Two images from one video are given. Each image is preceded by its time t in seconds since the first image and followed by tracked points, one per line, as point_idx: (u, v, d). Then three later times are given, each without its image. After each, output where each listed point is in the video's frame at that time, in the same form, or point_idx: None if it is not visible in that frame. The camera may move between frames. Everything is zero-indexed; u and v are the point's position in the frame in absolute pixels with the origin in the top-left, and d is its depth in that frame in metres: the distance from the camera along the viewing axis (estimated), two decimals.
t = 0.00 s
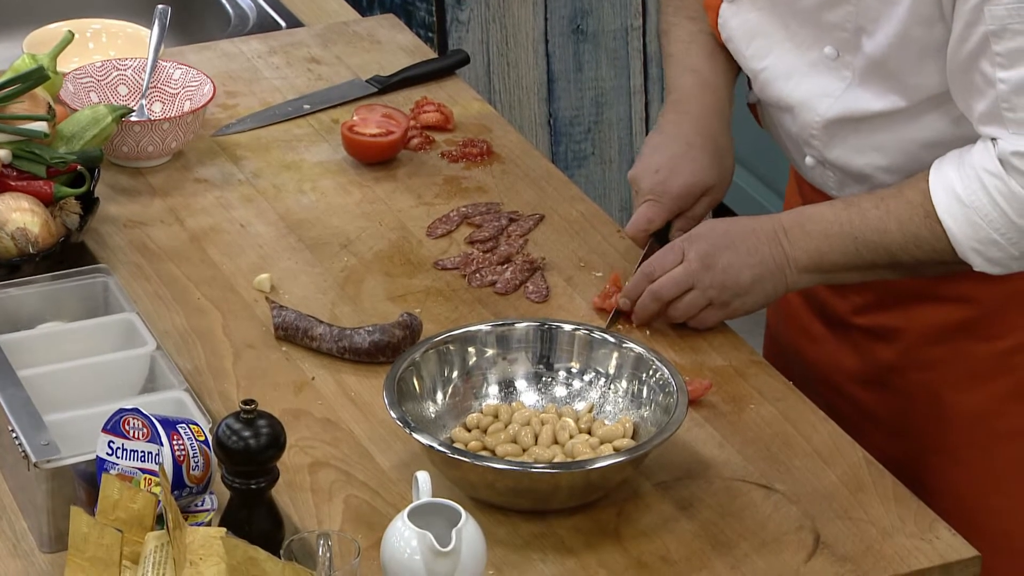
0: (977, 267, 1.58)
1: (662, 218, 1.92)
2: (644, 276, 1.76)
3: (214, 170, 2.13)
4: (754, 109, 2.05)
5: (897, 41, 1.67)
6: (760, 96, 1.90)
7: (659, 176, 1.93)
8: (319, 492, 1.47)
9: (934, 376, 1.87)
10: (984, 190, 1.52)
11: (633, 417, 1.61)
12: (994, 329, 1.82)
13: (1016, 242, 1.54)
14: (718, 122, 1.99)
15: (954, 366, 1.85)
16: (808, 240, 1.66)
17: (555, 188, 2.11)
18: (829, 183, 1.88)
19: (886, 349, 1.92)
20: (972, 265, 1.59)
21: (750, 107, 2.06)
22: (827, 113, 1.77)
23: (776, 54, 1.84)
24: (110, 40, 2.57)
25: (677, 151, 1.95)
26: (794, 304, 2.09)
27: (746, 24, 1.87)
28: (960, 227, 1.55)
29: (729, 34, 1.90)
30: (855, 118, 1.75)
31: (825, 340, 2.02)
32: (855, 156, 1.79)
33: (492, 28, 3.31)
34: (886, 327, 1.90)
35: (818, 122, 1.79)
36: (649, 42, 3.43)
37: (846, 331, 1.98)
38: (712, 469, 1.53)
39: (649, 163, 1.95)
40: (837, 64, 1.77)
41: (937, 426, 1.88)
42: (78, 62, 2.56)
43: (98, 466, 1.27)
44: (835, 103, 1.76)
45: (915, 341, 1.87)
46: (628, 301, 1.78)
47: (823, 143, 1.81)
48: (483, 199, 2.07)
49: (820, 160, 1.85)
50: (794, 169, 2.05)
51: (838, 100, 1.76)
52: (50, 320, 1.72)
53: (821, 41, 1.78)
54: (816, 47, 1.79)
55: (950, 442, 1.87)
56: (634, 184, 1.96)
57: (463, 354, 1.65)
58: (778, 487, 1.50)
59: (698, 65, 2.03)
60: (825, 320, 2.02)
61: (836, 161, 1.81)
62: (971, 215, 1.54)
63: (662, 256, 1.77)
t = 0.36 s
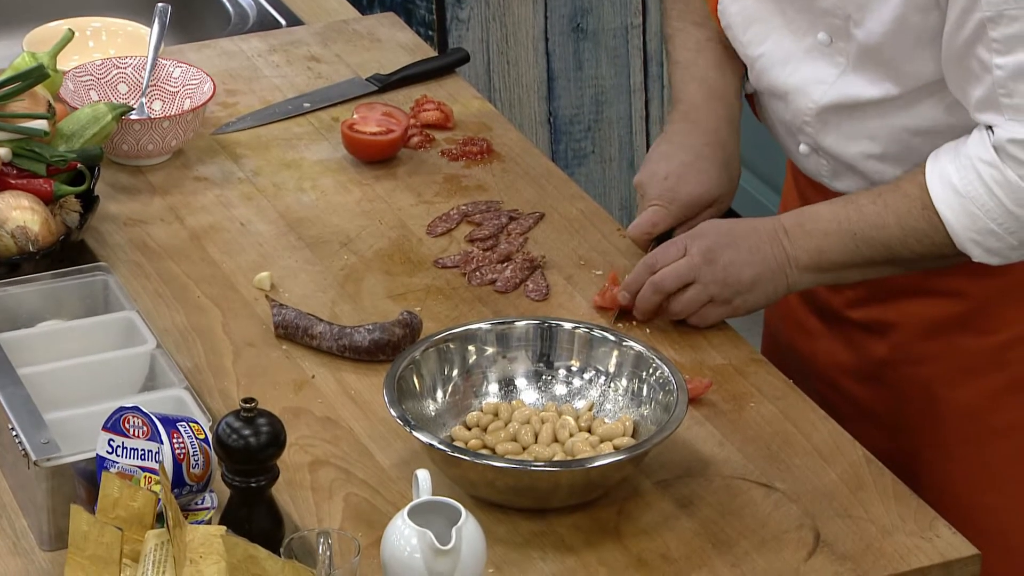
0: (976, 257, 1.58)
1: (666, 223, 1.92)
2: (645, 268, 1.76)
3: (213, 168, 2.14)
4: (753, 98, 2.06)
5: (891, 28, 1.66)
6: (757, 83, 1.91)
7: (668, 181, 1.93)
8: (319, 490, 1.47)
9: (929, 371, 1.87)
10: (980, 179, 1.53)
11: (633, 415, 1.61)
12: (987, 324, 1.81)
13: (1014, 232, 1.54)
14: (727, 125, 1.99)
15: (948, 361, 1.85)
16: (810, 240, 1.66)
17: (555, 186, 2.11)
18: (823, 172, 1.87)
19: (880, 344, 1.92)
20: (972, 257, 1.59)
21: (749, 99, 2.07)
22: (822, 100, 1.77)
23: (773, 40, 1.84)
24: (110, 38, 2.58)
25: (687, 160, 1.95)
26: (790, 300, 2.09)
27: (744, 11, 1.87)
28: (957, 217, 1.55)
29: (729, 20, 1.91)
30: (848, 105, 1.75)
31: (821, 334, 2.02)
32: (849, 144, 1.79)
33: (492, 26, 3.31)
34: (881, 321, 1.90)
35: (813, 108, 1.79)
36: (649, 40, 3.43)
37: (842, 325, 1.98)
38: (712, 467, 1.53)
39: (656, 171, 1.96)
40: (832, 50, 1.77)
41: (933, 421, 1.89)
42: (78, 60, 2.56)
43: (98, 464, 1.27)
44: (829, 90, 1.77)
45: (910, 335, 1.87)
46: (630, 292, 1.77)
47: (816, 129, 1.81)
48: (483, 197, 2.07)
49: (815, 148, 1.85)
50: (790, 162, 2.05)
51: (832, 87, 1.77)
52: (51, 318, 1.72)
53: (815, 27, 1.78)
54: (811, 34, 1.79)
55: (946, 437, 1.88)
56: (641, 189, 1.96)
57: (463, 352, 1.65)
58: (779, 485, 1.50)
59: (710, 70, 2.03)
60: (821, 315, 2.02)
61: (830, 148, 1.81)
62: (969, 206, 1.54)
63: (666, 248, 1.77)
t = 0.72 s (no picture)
0: (984, 256, 1.57)
1: (678, 174, 1.95)
2: (648, 275, 1.76)
3: (213, 167, 2.14)
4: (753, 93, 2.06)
5: (891, 25, 1.66)
6: (757, 80, 1.91)
7: (676, 134, 1.96)
8: (319, 490, 1.47)
9: (928, 368, 1.88)
10: (990, 177, 1.51)
11: (633, 414, 1.61)
12: (986, 321, 1.81)
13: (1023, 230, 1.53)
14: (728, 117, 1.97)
15: (946, 358, 1.85)
16: (813, 237, 1.66)
17: (556, 185, 2.11)
18: (820, 168, 1.88)
19: (879, 341, 1.92)
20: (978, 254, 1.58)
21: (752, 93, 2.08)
22: (821, 97, 1.77)
23: (773, 37, 1.84)
24: (110, 38, 2.58)
25: (695, 112, 1.98)
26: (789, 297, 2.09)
27: (745, 8, 1.87)
28: (967, 215, 1.54)
29: (729, 18, 1.91)
30: (848, 102, 1.75)
31: (819, 332, 2.02)
32: (846, 141, 1.79)
33: (492, 25, 3.31)
34: (880, 319, 1.90)
35: (812, 105, 1.79)
36: (650, 39, 3.43)
37: (840, 322, 1.98)
38: (712, 466, 1.53)
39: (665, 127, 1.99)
40: (834, 48, 1.77)
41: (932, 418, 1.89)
42: (78, 60, 2.56)
43: (98, 464, 1.27)
44: (828, 87, 1.76)
45: (909, 333, 1.87)
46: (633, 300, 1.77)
47: (815, 127, 1.81)
48: (484, 197, 2.07)
49: (812, 145, 1.85)
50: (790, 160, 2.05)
51: (833, 84, 1.76)
52: (50, 317, 1.72)
53: (818, 25, 1.78)
54: (814, 31, 1.79)
55: (945, 434, 1.88)
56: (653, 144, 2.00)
57: (464, 352, 1.65)
58: (779, 484, 1.50)
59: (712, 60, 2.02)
60: (819, 312, 2.02)
61: (828, 146, 1.81)
62: (979, 203, 1.53)
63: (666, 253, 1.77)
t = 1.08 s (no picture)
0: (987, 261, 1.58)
1: (673, 209, 1.92)
2: (649, 275, 1.77)
3: (213, 167, 2.14)
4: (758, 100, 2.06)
5: (901, 33, 1.66)
6: (766, 91, 1.91)
7: (673, 168, 1.92)
8: (319, 489, 1.47)
9: (931, 370, 1.88)
10: (994, 184, 1.52)
11: (633, 414, 1.61)
12: (989, 324, 1.81)
13: None
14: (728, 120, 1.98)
15: (948, 360, 1.86)
16: (817, 240, 1.65)
17: (556, 185, 2.11)
18: (829, 177, 1.88)
19: (883, 342, 1.93)
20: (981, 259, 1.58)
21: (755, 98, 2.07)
22: (830, 108, 1.78)
23: (778, 47, 1.84)
24: (110, 37, 2.58)
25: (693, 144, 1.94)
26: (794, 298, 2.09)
27: (749, 19, 1.87)
28: (970, 220, 1.54)
29: (734, 28, 1.90)
30: (856, 112, 1.75)
31: (824, 333, 2.02)
32: (856, 151, 1.79)
33: (492, 25, 3.32)
34: (885, 321, 1.90)
35: (821, 116, 1.79)
36: (650, 39, 3.41)
37: (844, 323, 1.98)
38: (712, 466, 1.53)
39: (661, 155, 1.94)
40: (840, 58, 1.77)
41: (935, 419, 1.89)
42: (79, 59, 2.56)
43: (98, 463, 1.27)
44: (836, 98, 1.77)
45: (914, 334, 1.87)
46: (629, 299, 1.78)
47: (825, 137, 1.82)
48: (484, 196, 2.07)
49: (821, 155, 1.86)
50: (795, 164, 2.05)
51: (840, 94, 1.77)
52: (50, 317, 1.72)
53: (823, 34, 1.78)
54: (819, 41, 1.79)
55: (947, 435, 1.88)
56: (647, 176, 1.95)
57: (464, 352, 1.65)
58: (779, 484, 1.50)
59: (712, 62, 2.02)
60: (824, 313, 2.02)
61: (837, 155, 1.82)
62: (983, 210, 1.53)
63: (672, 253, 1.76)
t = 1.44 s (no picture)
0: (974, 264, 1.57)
1: (666, 219, 1.92)
2: (638, 281, 1.77)
3: (213, 167, 2.14)
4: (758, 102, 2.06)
5: (897, 33, 1.66)
6: (766, 91, 1.91)
7: (665, 176, 1.93)
8: (320, 489, 1.47)
9: (932, 371, 1.88)
10: (982, 188, 1.51)
11: (634, 414, 1.61)
12: (990, 325, 1.81)
13: (1014, 239, 1.53)
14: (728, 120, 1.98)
15: (950, 360, 1.86)
16: (806, 241, 1.66)
17: (556, 185, 2.11)
18: (829, 177, 1.89)
19: (885, 343, 1.92)
20: (969, 261, 1.58)
21: (755, 98, 2.07)
22: (829, 109, 1.78)
23: (778, 47, 1.84)
24: (110, 37, 2.58)
25: (686, 155, 1.94)
26: (797, 297, 2.09)
27: (747, 18, 1.86)
28: (958, 223, 1.54)
29: (734, 27, 1.89)
30: (855, 113, 1.76)
31: (826, 333, 2.02)
32: (856, 151, 1.80)
33: (492, 26, 3.30)
34: (886, 321, 1.90)
35: (820, 117, 1.80)
36: (650, 39, 3.43)
37: (846, 323, 1.98)
38: (712, 466, 1.53)
39: (653, 167, 1.95)
40: (839, 58, 1.77)
41: (936, 419, 1.89)
42: (79, 59, 2.56)
43: (98, 464, 1.27)
44: (835, 99, 1.77)
45: (915, 335, 1.87)
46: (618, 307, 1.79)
47: (824, 138, 1.82)
48: (484, 196, 2.07)
49: (821, 155, 1.86)
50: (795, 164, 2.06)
51: (838, 95, 1.77)
52: (51, 317, 1.72)
53: (821, 35, 1.78)
54: (817, 41, 1.79)
55: (948, 436, 1.88)
56: (640, 185, 1.96)
57: (464, 351, 1.65)
58: (779, 484, 1.50)
59: (710, 59, 2.01)
60: (826, 313, 2.02)
61: (837, 155, 1.83)
62: (970, 214, 1.53)
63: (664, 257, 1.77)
